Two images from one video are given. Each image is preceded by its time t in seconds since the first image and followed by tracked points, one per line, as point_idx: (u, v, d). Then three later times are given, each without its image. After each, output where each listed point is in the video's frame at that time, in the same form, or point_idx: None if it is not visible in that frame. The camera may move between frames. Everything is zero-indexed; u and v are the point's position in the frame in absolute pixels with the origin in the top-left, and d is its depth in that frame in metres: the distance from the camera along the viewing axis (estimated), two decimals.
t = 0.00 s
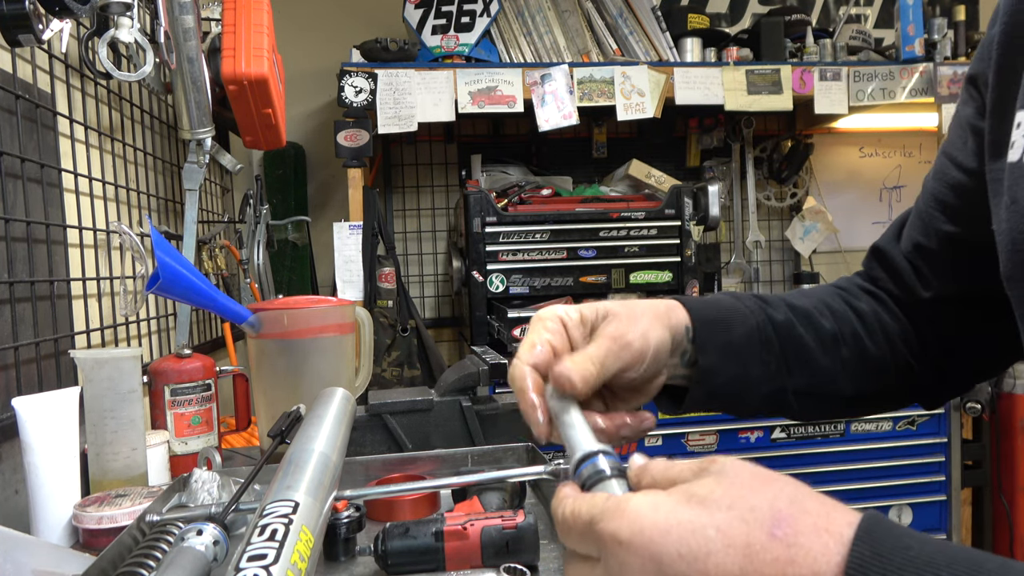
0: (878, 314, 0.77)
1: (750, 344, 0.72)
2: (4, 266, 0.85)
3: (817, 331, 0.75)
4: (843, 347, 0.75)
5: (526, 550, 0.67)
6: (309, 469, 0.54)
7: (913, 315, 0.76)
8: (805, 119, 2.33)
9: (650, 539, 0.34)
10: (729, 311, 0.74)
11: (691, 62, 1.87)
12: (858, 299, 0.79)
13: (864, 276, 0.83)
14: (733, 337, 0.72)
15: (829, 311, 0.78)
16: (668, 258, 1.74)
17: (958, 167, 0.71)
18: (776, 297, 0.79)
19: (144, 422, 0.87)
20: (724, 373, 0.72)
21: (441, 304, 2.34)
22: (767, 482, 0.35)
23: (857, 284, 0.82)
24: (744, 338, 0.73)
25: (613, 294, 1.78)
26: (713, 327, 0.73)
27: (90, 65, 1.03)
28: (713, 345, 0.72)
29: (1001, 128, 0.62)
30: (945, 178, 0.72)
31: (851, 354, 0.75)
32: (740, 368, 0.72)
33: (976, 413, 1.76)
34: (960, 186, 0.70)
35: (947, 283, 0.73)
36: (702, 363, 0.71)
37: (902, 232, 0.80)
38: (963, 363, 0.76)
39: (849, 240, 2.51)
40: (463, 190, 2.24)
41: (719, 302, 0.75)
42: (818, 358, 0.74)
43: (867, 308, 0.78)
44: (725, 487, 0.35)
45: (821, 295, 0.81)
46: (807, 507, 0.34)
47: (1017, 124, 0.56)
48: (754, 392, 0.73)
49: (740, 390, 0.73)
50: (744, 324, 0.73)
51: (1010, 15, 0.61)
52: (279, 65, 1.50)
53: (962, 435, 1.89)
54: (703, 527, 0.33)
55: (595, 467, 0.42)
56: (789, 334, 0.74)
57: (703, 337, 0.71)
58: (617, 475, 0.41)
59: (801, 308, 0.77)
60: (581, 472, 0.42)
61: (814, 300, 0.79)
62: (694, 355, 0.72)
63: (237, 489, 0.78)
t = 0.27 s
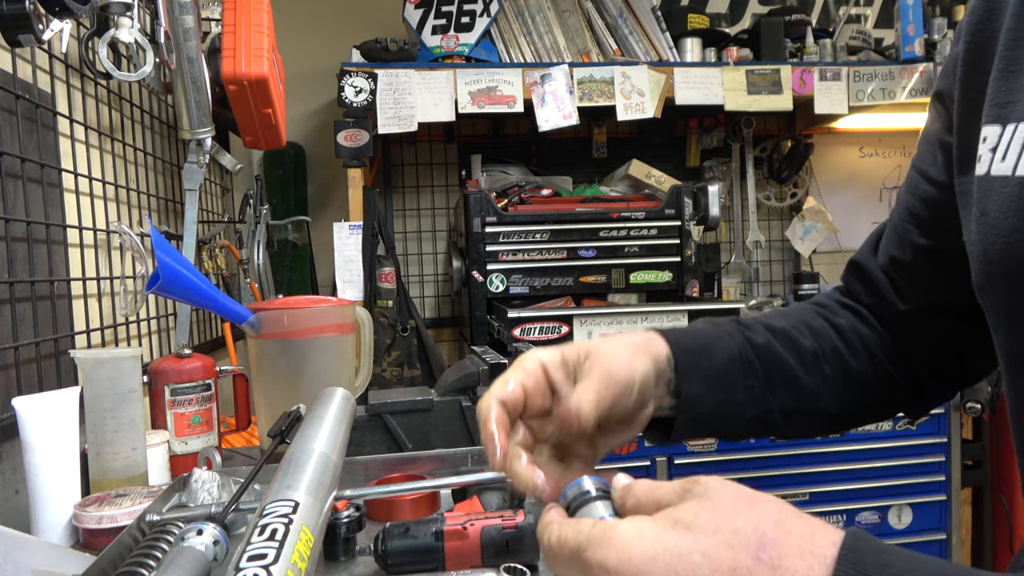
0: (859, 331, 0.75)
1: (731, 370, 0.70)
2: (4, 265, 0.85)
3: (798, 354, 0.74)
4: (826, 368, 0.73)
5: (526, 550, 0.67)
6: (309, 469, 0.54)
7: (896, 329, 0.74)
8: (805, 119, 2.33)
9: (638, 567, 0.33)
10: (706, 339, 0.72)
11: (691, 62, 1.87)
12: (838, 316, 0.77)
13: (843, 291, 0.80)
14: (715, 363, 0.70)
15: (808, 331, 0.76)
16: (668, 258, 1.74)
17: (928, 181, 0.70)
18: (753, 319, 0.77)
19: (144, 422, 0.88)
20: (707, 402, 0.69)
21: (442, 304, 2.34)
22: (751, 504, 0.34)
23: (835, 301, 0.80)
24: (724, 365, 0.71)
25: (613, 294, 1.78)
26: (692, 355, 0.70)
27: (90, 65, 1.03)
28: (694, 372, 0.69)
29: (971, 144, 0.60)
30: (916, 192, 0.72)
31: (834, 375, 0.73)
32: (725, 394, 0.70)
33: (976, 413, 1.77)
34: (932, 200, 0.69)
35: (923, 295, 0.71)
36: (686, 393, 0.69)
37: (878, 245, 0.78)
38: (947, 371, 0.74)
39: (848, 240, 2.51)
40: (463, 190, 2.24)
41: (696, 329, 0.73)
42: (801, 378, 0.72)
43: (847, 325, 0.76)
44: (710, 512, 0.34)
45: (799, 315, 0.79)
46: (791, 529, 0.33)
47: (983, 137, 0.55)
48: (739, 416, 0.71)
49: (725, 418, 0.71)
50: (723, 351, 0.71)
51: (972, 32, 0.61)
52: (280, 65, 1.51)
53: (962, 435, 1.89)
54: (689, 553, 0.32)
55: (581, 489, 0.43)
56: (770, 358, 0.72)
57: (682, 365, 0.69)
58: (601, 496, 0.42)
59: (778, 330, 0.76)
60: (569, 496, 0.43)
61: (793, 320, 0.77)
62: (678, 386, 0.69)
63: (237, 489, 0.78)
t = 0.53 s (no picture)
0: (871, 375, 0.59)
1: (774, 476, 0.49)
2: (4, 265, 0.85)
3: (826, 428, 0.54)
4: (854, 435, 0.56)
5: (526, 550, 0.67)
6: (309, 469, 0.54)
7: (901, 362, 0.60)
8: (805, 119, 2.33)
9: None
10: (709, 431, 0.50)
11: (691, 62, 1.87)
12: (839, 361, 0.59)
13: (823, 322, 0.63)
14: (756, 470, 0.48)
15: (824, 393, 0.56)
16: (668, 258, 1.74)
17: (910, 186, 0.61)
18: (753, 389, 0.55)
19: (144, 422, 0.87)
20: (761, 527, 0.47)
21: (442, 304, 2.34)
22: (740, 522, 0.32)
23: (818, 336, 0.62)
24: (765, 471, 0.48)
25: (613, 293, 1.78)
26: (726, 461, 0.47)
27: (90, 65, 1.03)
28: (738, 490, 0.46)
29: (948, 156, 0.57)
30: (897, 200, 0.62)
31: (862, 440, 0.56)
32: (774, 509, 0.48)
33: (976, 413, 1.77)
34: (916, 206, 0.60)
35: (916, 303, 0.59)
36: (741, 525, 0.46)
37: (862, 260, 0.63)
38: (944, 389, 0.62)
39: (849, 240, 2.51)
40: (463, 190, 2.24)
41: (706, 424, 0.50)
42: (827, 450, 0.53)
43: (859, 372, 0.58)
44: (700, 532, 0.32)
45: (793, 366, 0.59)
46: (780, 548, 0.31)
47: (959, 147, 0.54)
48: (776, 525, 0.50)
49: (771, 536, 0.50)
50: (755, 449, 0.49)
51: (951, 39, 0.57)
52: (280, 65, 1.50)
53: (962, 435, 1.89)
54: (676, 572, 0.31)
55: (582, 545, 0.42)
56: (806, 445, 0.52)
57: (720, 481, 0.46)
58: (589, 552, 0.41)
59: (799, 402, 0.54)
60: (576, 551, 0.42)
61: (795, 376, 0.57)
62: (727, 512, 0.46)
63: (237, 489, 0.78)
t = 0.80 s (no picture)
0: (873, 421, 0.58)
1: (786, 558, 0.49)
2: (4, 265, 0.85)
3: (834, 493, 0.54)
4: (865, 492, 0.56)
5: (526, 550, 0.67)
6: (309, 469, 0.54)
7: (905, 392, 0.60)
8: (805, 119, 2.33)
9: None
10: (713, 513, 0.50)
11: (691, 62, 1.87)
12: (839, 412, 0.58)
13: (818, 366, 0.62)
14: (765, 554, 0.48)
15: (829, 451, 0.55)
16: (668, 258, 1.74)
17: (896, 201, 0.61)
18: (759, 460, 0.55)
19: (144, 422, 0.87)
20: None
21: (442, 304, 2.34)
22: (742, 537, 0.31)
23: (810, 387, 0.61)
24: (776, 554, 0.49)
25: (613, 293, 1.78)
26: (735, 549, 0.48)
27: (90, 65, 1.03)
28: None
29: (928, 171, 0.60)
30: (889, 218, 0.61)
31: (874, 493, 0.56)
32: None
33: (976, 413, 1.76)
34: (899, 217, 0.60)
35: (915, 329, 0.59)
36: None
37: (855, 283, 0.62)
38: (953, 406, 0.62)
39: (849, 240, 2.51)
40: (462, 190, 2.24)
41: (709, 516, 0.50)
42: (840, 518, 0.54)
43: (863, 424, 0.58)
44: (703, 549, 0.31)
45: (792, 423, 0.58)
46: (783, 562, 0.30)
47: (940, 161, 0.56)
48: None
49: None
50: (766, 538, 0.49)
51: (929, 54, 0.59)
52: (279, 65, 1.51)
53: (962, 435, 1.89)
54: None
55: None
56: (816, 517, 0.52)
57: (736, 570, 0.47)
58: None
59: (803, 468, 0.54)
60: None
61: (795, 437, 0.56)
62: None
63: (237, 489, 0.78)
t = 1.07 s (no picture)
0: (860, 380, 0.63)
1: (765, 472, 0.53)
2: (4, 265, 0.85)
3: (815, 428, 0.58)
4: (846, 437, 0.60)
5: (526, 551, 0.67)
6: (310, 469, 0.54)
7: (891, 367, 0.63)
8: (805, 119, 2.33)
9: None
10: (710, 435, 0.55)
11: (691, 62, 1.87)
12: (828, 371, 0.63)
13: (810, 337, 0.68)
14: (749, 466, 0.53)
15: (814, 398, 0.61)
16: (667, 258, 1.74)
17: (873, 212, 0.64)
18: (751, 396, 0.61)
19: (144, 422, 0.88)
20: (756, 517, 0.52)
21: (442, 303, 2.34)
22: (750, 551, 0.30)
23: (806, 351, 0.67)
24: (757, 466, 0.53)
25: (613, 293, 1.78)
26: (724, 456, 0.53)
27: (91, 65, 1.03)
28: (735, 486, 0.51)
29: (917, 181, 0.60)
30: (865, 227, 0.64)
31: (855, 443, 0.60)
32: (766, 502, 0.53)
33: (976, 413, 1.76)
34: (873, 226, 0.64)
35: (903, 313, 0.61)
36: (735, 511, 0.51)
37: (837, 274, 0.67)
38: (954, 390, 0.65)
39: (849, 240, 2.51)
40: (462, 190, 2.24)
41: (704, 428, 0.55)
42: (819, 449, 0.58)
43: (849, 381, 0.62)
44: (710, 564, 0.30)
45: (785, 377, 0.64)
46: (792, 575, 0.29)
47: (933, 168, 0.56)
48: (773, 519, 0.55)
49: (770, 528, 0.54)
50: (749, 450, 0.54)
51: (905, 65, 0.60)
52: (280, 66, 1.51)
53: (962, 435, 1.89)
54: None
55: None
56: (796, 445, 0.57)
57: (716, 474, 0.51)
58: None
59: (788, 406, 0.59)
60: None
61: (784, 385, 0.62)
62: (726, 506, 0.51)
63: (237, 489, 0.78)
